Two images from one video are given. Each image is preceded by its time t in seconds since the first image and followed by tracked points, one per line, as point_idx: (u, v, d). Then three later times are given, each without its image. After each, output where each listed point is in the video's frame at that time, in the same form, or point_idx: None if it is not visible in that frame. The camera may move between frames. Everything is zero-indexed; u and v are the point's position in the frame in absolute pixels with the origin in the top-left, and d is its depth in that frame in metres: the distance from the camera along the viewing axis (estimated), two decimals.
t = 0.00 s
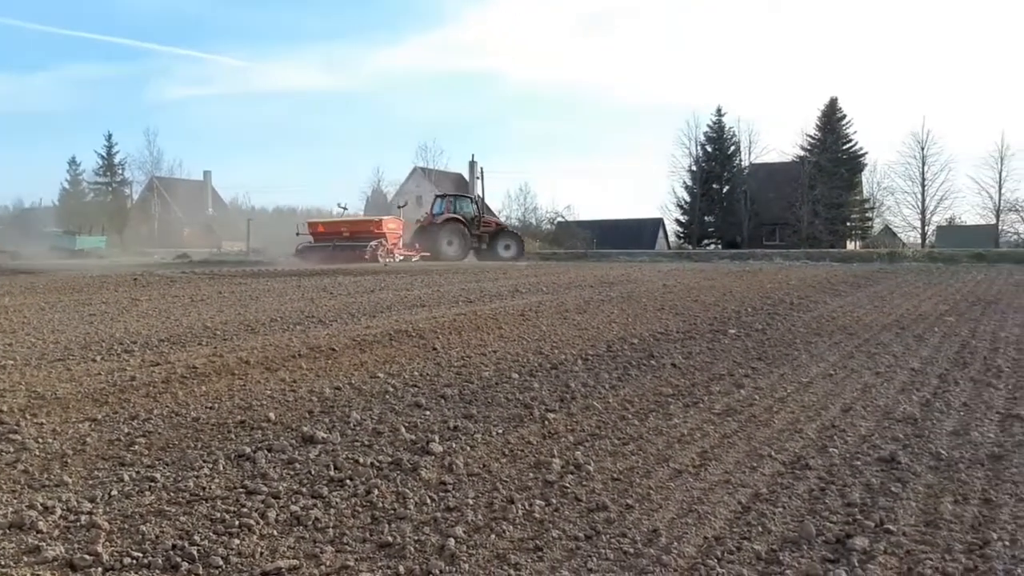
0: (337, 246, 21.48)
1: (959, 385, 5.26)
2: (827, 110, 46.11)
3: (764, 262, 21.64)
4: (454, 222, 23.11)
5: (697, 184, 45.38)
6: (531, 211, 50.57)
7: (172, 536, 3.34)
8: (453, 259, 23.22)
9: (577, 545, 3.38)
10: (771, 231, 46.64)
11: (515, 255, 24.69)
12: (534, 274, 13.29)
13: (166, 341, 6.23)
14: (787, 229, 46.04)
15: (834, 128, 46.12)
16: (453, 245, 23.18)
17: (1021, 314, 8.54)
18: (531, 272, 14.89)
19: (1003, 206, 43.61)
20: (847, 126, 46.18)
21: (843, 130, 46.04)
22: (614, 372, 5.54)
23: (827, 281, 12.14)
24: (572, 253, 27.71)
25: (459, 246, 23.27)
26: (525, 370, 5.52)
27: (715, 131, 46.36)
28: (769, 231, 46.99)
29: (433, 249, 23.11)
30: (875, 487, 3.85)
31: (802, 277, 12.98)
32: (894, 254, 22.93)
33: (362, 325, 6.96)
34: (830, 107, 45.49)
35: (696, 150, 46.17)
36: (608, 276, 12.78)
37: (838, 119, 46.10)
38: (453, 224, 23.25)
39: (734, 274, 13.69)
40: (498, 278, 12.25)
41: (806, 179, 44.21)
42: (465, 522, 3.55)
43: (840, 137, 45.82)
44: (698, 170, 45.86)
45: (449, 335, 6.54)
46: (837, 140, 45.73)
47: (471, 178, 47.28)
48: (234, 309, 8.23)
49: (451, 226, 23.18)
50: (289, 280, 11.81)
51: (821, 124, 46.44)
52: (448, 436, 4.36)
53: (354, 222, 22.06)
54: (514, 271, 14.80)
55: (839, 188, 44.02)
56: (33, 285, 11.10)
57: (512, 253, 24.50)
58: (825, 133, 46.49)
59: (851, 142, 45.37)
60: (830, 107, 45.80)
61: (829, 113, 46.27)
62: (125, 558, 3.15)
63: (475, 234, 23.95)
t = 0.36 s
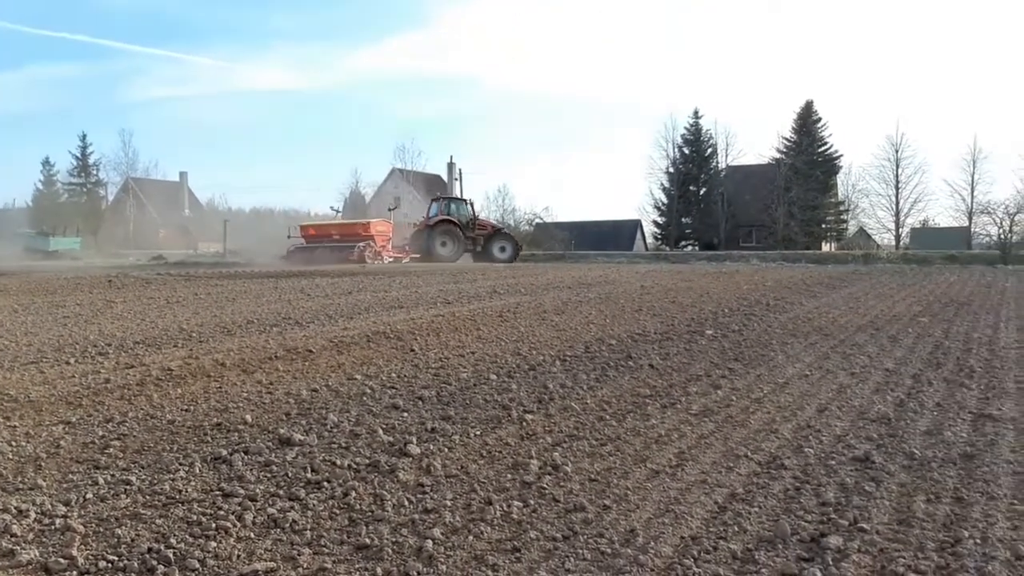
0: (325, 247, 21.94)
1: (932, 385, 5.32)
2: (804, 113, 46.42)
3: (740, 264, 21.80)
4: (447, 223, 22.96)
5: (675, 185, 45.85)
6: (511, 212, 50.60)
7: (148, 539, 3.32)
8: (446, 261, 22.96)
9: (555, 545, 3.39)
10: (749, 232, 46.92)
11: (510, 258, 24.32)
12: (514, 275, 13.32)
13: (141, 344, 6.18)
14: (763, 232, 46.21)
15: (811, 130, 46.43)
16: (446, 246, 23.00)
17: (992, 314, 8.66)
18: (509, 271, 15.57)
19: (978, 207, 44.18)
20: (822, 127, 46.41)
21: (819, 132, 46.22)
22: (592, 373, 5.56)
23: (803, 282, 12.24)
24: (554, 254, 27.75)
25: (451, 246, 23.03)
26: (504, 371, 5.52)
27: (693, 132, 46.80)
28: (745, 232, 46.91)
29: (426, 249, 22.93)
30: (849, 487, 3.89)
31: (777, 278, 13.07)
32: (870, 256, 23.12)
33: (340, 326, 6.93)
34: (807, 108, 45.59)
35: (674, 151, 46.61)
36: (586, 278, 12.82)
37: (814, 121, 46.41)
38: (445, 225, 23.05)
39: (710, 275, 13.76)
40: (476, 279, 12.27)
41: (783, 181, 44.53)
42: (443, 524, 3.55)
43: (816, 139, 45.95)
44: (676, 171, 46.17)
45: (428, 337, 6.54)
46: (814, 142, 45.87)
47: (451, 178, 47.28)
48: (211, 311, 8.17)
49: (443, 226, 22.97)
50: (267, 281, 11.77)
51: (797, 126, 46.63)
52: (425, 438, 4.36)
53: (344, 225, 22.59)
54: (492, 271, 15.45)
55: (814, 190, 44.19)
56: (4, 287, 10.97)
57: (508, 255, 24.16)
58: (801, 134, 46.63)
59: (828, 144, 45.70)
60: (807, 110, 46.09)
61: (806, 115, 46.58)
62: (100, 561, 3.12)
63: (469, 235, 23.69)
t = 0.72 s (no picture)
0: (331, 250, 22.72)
1: (927, 386, 5.33)
2: (798, 114, 46.42)
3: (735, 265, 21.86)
4: (458, 225, 23.03)
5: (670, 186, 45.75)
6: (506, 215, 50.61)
7: (143, 543, 3.31)
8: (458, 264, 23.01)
9: (551, 547, 3.39)
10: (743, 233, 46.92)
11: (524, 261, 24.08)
12: (510, 277, 13.39)
13: (136, 347, 6.17)
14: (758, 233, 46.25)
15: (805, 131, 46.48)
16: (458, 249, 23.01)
17: (987, 315, 8.67)
18: (508, 271, 17.41)
19: (973, 207, 44.32)
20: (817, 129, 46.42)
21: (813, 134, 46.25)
22: (588, 375, 5.56)
23: (798, 284, 12.26)
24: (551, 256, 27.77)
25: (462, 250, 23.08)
26: (500, 373, 5.52)
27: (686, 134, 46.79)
28: (741, 233, 47.12)
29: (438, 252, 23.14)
30: (845, 487, 3.89)
31: (772, 279, 13.08)
32: (864, 257, 23.15)
33: (336, 329, 6.94)
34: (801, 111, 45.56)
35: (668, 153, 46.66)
36: (581, 280, 12.82)
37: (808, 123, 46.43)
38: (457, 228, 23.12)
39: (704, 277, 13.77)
40: (471, 281, 12.28)
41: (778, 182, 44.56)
42: (439, 527, 3.55)
43: (810, 141, 46.01)
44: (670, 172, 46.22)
45: (424, 339, 6.54)
46: (808, 144, 45.85)
47: (444, 180, 47.31)
48: (206, 314, 8.17)
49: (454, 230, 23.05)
50: (263, 284, 11.80)
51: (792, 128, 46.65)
52: (421, 441, 4.36)
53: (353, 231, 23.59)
54: (490, 271, 17.31)
55: (809, 191, 44.22)
56: None
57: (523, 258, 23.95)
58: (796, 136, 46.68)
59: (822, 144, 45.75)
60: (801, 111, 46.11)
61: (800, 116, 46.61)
62: (95, 565, 3.12)
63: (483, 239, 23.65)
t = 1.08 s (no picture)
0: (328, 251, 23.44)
1: (911, 386, 5.37)
2: (781, 117, 46.70)
3: (721, 266, 21.97)
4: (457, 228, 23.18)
5: (656, 189, 45.92)
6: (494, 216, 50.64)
7: (128, 546, 3.29)
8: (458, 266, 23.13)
9: (538, 548, 3.40)
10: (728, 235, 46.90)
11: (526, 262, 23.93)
12: (496, 279, 13.41)
13: (121, 350, 6.13)
14: (744, 236, 46.44)
15: (790, 133, 46.75)
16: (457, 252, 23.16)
17: (969, 315, 8.74)
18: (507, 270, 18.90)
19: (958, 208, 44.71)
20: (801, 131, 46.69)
21: (797, 137, 46.50)
22: (575, 376, 5.57)
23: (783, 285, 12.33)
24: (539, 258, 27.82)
25: (462, 252, 23.21)
26: (486, 375, 5.52)
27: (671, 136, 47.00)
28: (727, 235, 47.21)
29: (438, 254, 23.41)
30: (830, 487, 3.91)
31: (756, 281, 13.15)
32: (849, 258, 23.31)
33: (322, 331, 6.92)
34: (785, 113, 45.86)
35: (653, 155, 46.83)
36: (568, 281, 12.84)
37: (792, 125, 46.69)
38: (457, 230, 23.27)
39: (689, 278, 13.83)
40: (458, 283, 12.29)
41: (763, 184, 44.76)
42: (426, 529, 3.55)
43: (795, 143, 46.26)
44: (656, 175, 46.35)
45: (410, 341, 6.53)
46: (793, 146, 46.09)
47: (432, 182, 47.33)
48: (190, 316, 8.14)
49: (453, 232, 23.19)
50: (248, 287, 11.76)
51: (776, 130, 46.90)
52: (407, 443, 4.35)
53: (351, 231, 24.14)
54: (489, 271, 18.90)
55: (794, 193, 44.50)
56: None
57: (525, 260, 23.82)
58: (780, 138, 46.96)
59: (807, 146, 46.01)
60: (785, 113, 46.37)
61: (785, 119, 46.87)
62: (79, 569, 3.10)
63: (484, 241, 23.67)
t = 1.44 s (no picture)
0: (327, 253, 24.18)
1: (897, 386, 5.40)
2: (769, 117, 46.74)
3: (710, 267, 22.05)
4: (458, 230, 23.22)
5: (645, 189, 45.98)
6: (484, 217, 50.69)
7: (114, 550, 3.28)
8: (460, 267, 23.21)
9: (526, 550, 3.40)
10: (715, 236, 46.73)
11: (529, 264, 23.72)
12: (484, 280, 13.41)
13: (107, 353, 6.10)
14: (733, 236, 46.25)
15: (778, 134, 46.91)
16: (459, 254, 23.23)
17: (954, 315, 8.79)
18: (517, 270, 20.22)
19: (945, 207, 45.00)
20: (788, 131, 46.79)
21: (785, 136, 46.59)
22: (562, 378, 5.58)
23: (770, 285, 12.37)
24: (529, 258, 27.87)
25: (463, 253, 23.26)
26: (474, 377, 5.52)
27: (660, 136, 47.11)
28: (713, 237, 46.96)
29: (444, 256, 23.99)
30: (816, 487, 3.93)
31: (743, 281, 13.20)
32: (835, 258, 23.42)
33: (309, 333, 6.91)
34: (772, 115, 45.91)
35: (642, 156, 46.91)
36: (556, 282, 12.86)
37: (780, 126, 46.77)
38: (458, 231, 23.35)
39: (676, 279, 13.87)
40: (447, 284, 12.30)
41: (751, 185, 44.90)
42: (413, 531, 3.55)
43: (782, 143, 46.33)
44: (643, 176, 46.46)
45: (397, 343, 6.53)
46: (780, 146, 46.12)
47: (420, 182, 47.38)
48: (177, 318, 8.11)
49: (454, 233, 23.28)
50: (234, 289, 11.72)
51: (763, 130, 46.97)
52: (395, 445, 4.35)
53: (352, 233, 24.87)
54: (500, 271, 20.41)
55: (782, 194, 44.69)
56: None
57: (528, 261, 23.65)
58: (768, 138, 47.05)
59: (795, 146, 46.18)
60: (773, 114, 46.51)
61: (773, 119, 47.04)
62: (64, 574, 3.08)
63: (487, 242, 23.68)
